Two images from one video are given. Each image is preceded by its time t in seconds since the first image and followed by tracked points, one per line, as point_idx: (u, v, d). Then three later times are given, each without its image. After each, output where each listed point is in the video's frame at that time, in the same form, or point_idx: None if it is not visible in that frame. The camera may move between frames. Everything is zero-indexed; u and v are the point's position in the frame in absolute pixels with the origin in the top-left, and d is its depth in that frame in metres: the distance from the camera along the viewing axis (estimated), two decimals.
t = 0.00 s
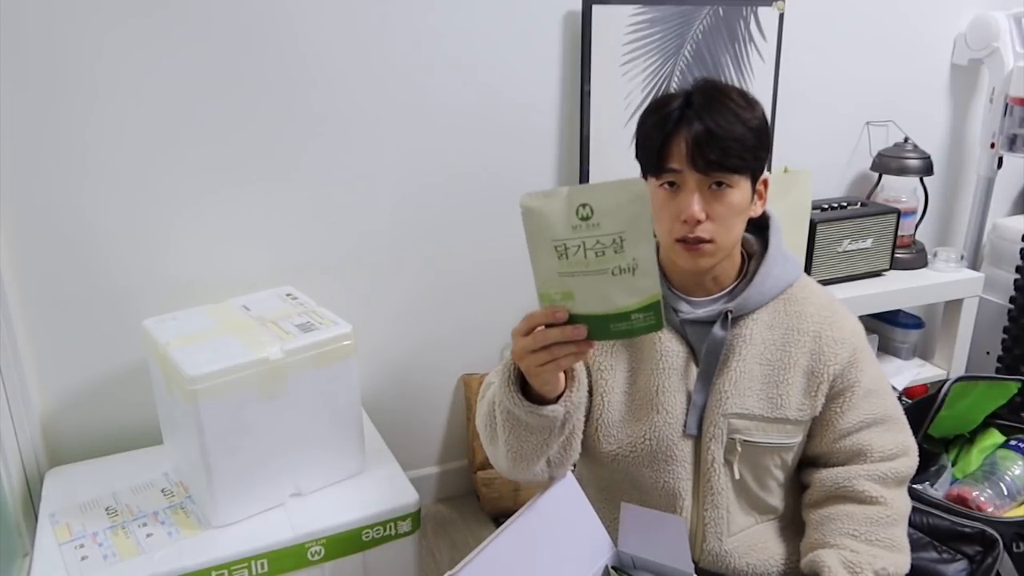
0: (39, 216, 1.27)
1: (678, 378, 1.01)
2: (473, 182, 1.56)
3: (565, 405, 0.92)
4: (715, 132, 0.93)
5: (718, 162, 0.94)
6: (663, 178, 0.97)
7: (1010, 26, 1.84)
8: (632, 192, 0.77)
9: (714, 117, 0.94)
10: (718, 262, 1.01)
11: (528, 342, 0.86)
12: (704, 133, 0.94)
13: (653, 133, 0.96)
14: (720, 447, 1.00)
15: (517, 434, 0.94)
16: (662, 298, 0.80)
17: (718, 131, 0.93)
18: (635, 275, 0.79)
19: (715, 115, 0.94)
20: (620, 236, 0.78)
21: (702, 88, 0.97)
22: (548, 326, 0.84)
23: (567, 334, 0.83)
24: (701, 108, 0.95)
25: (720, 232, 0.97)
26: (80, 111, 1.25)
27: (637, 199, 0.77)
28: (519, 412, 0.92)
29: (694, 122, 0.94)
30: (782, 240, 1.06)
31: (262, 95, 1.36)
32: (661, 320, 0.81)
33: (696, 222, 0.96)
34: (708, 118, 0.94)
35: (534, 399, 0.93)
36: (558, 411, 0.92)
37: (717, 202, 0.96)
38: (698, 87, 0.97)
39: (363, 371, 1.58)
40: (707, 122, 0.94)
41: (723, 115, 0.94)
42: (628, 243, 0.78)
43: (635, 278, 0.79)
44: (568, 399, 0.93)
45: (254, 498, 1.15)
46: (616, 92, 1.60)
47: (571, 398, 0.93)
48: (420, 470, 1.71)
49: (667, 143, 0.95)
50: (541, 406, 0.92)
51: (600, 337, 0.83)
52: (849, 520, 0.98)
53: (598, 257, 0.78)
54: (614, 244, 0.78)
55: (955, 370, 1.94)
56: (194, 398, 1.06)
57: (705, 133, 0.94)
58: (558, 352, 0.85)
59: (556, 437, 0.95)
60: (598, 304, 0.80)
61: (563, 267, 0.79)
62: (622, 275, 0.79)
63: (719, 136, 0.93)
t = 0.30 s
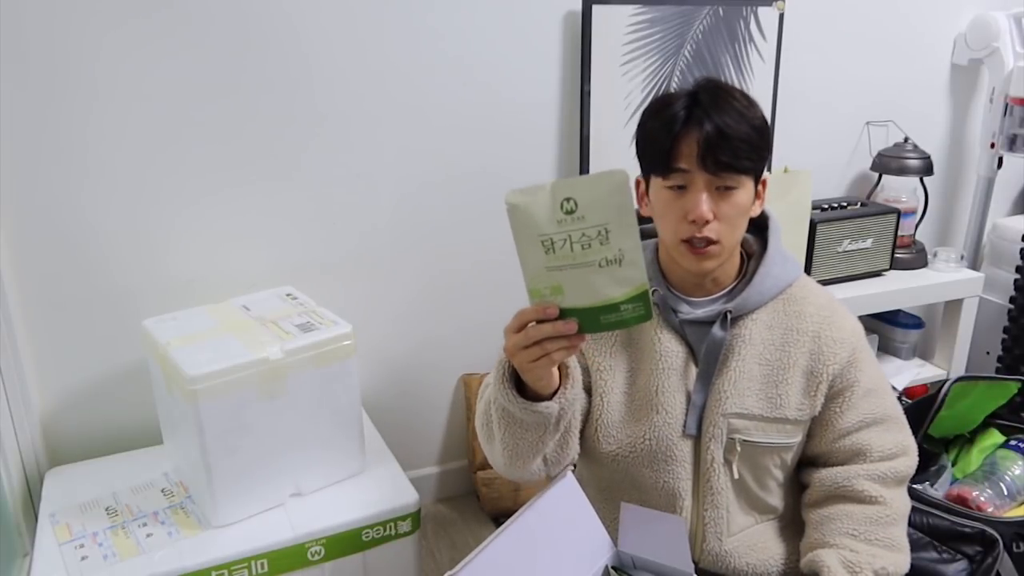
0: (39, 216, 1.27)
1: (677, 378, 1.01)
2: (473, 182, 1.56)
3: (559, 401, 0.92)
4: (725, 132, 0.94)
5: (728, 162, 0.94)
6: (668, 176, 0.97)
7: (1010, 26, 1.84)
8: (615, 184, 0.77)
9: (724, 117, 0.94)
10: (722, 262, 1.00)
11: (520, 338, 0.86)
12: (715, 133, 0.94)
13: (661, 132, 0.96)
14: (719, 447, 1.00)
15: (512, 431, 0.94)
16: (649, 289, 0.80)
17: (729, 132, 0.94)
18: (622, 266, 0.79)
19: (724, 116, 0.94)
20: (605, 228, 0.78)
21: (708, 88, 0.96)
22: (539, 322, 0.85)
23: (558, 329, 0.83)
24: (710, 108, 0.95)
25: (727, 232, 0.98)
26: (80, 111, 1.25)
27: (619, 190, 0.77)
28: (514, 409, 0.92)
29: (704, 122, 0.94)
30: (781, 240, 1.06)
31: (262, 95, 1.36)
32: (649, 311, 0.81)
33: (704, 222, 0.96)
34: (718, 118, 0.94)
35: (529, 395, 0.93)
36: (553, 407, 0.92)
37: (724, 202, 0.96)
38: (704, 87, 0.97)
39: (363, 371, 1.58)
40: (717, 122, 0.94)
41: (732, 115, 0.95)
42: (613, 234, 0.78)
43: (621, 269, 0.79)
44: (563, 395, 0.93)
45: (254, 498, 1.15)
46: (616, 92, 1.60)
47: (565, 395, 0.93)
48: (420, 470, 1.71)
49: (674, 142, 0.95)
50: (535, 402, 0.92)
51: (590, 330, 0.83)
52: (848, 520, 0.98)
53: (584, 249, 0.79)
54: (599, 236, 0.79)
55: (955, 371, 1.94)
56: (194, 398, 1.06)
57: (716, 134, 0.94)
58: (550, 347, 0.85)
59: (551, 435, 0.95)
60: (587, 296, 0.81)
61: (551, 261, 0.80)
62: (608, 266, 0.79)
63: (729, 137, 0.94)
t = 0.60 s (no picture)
0: (39, 216, 1.27)
1: (676, 378, 1.01)
2: (473, 182, 1.56)
3: (551, 406, 0.92)
4: (728, 133, 0.94)
5: (731, 163, 0.94)
6: (671, 175, 0.97)
7: (1010, 26, 1.84)
8: (611, 196, 0.77)
9: (728, 118, 0.94)
10: (721, 262, 1.00)
11: (511, 345, 0.86)
12: (718, 134, 0.94)
13: (665, 131, 0.96)
14: (718, 446, 1.00)
15: (505, 434, 0.94)
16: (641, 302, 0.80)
17: (732, 133, 0.94)
18: (614, 278, 0.79)
19: (727, 117, 0.94)
20: (599, 241, 0.78)
21: (712, 88, 0.96)
22: (530, 330, 0.84)
23: (549, 339, 0.83)
24: (714, 108, 0.95)
25: (727, 233, 0.97)
26: (80, 111, 1.25)
27: (615, 202, 0.77)
28: (506, 413, 0.92)
29: (708, 122, 0.94)
30: (780, 239, 1.07)
31: (262, 95, 1.36)
32: (640, 324, 0.81)
33: (706, 223, 0.95)
34: (721, 119, 0.94)
35: (521, 400, 0.93)
36: (544, 412, 0.92)
37: (726, 203, 0.96)
38: (708, 87, 0.97)
39: (363, 371, 1.58)
40: (721, 123, 0.94)
41: (735, 117, 0.95)
42: (607, 247, 0.78)
43: (614, 282, 0.79)
44: (555, 400, 0.93)
45: (254, 498, 1.15)
46: (616, 92, 1.60)
47: (557, 399, 0.93)
48: (420, 470, 1.71)
49: (677, 142, 0.95)
50: (526, 407, 0.92)
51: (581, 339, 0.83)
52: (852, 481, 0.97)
53: (577, 261, 0.79)
54: (593, 248, 0.78)
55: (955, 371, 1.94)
56: (194, 398, 1.06)
57: (719, 135, 0.94)
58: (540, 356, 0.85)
59: (544, 438, 0.94)
60: (579, 306, 0.81)
61: (544, 271, 0.80)
62: (601, 278, 0.79)
63: (732, 138, 0.94)
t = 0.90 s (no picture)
0: (39, 216, 1.26)
1: (677, 376, 1.01)
2: (473, 182, 1.56)
3: (552, 409, 0.92)
4: (708, 129, 0.94)
5: (710, 158, 0.94)
6: (658, 175, 0.97)
7: (1010, 27, 1.84)
8: (616, 204, 0.77)
9: (708, 115, 0.94)
10: (715, 258, 1.00)
11: (511, 349, 0.86)
12: (696, 131, 0.94)
13: (648, 131, 0.97)
14: (719, 445, 1.00)
15: (504, 436, 0.94)
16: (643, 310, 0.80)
17: (710, 128, 0.93)
18: (617, 285, 0.79)
19: (709, 113, 0.94)
20: (603, 248, 0.78)
21: (696, 87, 0.97)
22: (531, 334, 0.84)
23: (550, 345, 0.83)
24: (693, 106, 0.95)
25: (715, 228, 0.97)
26: (80, 111, 1.25)
27: (619, 209, 0.77)
28: (505, 415, 0.92)
29: (687, 120, 0.94)
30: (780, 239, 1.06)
31: (262, 95, 1.36)
32: (642, 332, 0.81)
33: (690, 219, 0.96)
34: (700, 115, 0.94)
35: (520, 403, 0.93)
36: (544, 415, 0.92)
37: (710, 198, 0.96)
38: (692, 87, 0.97)
39: (363, 371, 1.58)
40: (699, 119, 0.94)
41: (718, 113, 0.94)
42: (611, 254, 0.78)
43: (616, 289, 0.79)
44: (555, 402, 0.92)
45: (254, 498, 1.15)
46: (616, 92, 1.60)
47: (557, 402, 0.92)
48: (420, 470, 1.71)
49: (663, 142, 0.96)
50: (526, 411, 0.92)
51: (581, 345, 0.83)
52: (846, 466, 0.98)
53: (580, 267, 0.79)
54: (596, 255, 0.79)
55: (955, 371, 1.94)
56: (194, 398, 1.06)
57: (697, 131, 0.94)
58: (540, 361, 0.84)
59: (543, 440, 0.94)
60: (581, 312, 0.81)
61: (546, 276, 0.80)
62: (603, 285, 0.79)
63: (713, 134, 0.93)
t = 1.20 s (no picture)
0: (39, 216, 1.27)
1: (684, 374, 1.01)
2: (473, 182, 1.56)
3: (540, 411, 0.89)
4: (719, 128, 0.94)
5: (722, 158, 0.94)
6: (669, 173, 0.97)
7: (1010, 27, 1.84)
8: (646, 202, 0.77)
9: (720, 114, 0.94)
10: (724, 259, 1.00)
11: (504, 344, 0.83)
12: (708, 130, 0.94)
13: (659, 130, 0.97)
14: (725, 443, 0.99)
15: (493, 431, 0.92)
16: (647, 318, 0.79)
17: (721, 128, 0.93)
18: (627, 286, 0.77)
19: (720, 112, 0.94)
20: (623, 242, 0.77)
21: (708, 86, 0.97)
22: (525, 327, 0.82)
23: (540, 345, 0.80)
24: (705, 105, 0.95)
25: (726, 229, 0.97)
26: (81, 111, 1.25)
27: (648, 207, 0.77)
28: (492, 413, 0.90)
29: (699, 119, 0.95)
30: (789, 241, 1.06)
31: (262, 95, 1.36)
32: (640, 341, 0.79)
33: (701, 218, 0.96)
34: (711, 115, 0.94)
35: (510, 401, 0.90)
36: (532, 416, 0.89)
37: (721, 198, 0.96)
38: (704, 86, 0.97)
39: (363, 371, 1.58)
40: (710, 119, 0.94)
41: (729, 112, 0.94)
42: (630, 250, 0.77)
43: (625, 289, 0.78)
44: (544, 404, 0.90)
45: (254, 498, 1.15)
46: (616, 92, 1.60)
47: (547, 404, 0.90)
48: (420, 470, 1.71)
49: (674, 141, 0.96)
50: (514, 410, 0.89)
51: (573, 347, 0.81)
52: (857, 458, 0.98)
53: (596, 257, 0.78)
54: (614, 248, 0.77)
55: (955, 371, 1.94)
56: (194, 398, 1.06)
57: (708, 131, 0.94)
58: (529, 356, 0.82)
59: (532, 438, 0.92)
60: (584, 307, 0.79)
61: (558, 260, 0.78)
62: (614, 282, 0.78)
63: (724, 133, 0.93)
